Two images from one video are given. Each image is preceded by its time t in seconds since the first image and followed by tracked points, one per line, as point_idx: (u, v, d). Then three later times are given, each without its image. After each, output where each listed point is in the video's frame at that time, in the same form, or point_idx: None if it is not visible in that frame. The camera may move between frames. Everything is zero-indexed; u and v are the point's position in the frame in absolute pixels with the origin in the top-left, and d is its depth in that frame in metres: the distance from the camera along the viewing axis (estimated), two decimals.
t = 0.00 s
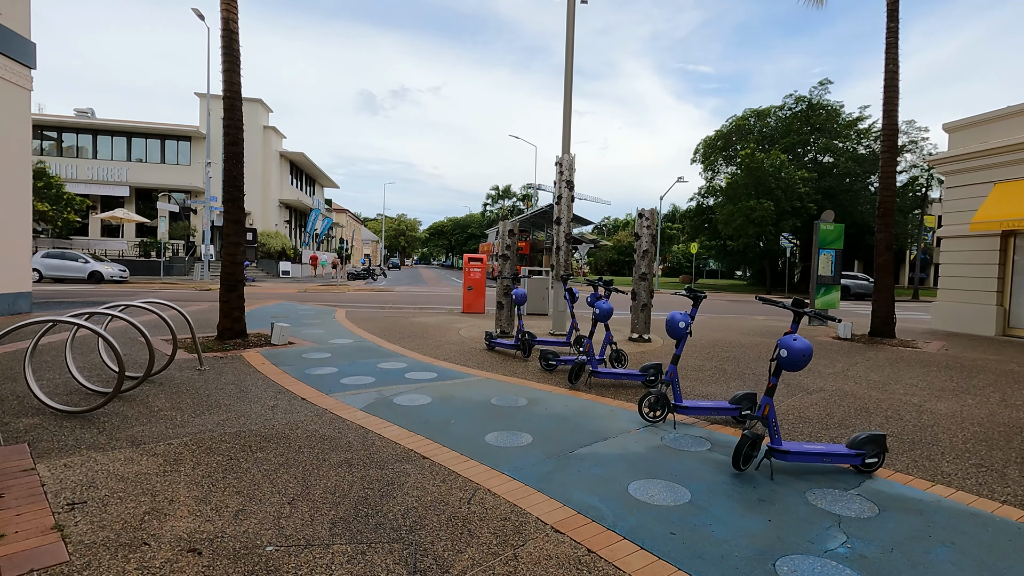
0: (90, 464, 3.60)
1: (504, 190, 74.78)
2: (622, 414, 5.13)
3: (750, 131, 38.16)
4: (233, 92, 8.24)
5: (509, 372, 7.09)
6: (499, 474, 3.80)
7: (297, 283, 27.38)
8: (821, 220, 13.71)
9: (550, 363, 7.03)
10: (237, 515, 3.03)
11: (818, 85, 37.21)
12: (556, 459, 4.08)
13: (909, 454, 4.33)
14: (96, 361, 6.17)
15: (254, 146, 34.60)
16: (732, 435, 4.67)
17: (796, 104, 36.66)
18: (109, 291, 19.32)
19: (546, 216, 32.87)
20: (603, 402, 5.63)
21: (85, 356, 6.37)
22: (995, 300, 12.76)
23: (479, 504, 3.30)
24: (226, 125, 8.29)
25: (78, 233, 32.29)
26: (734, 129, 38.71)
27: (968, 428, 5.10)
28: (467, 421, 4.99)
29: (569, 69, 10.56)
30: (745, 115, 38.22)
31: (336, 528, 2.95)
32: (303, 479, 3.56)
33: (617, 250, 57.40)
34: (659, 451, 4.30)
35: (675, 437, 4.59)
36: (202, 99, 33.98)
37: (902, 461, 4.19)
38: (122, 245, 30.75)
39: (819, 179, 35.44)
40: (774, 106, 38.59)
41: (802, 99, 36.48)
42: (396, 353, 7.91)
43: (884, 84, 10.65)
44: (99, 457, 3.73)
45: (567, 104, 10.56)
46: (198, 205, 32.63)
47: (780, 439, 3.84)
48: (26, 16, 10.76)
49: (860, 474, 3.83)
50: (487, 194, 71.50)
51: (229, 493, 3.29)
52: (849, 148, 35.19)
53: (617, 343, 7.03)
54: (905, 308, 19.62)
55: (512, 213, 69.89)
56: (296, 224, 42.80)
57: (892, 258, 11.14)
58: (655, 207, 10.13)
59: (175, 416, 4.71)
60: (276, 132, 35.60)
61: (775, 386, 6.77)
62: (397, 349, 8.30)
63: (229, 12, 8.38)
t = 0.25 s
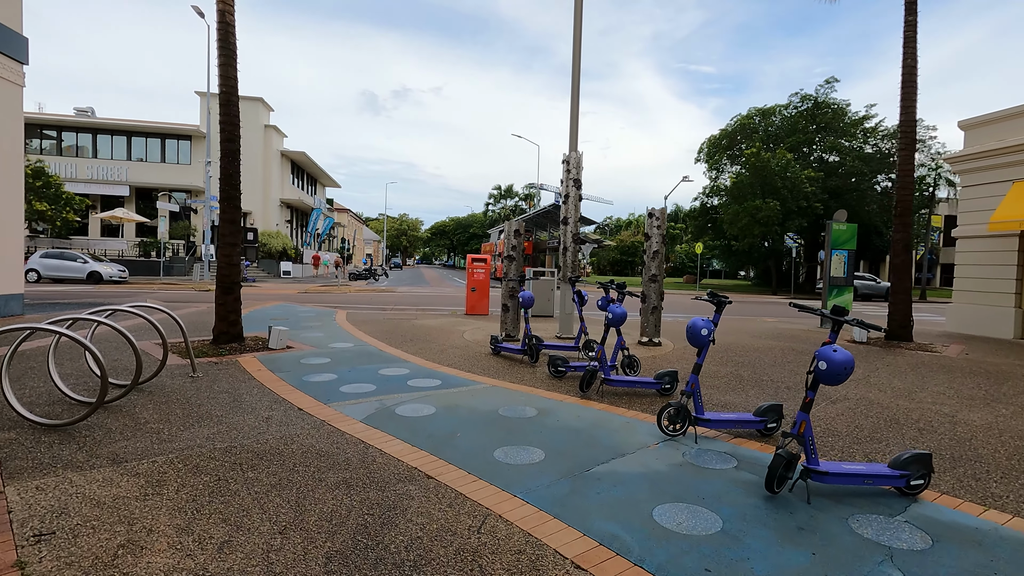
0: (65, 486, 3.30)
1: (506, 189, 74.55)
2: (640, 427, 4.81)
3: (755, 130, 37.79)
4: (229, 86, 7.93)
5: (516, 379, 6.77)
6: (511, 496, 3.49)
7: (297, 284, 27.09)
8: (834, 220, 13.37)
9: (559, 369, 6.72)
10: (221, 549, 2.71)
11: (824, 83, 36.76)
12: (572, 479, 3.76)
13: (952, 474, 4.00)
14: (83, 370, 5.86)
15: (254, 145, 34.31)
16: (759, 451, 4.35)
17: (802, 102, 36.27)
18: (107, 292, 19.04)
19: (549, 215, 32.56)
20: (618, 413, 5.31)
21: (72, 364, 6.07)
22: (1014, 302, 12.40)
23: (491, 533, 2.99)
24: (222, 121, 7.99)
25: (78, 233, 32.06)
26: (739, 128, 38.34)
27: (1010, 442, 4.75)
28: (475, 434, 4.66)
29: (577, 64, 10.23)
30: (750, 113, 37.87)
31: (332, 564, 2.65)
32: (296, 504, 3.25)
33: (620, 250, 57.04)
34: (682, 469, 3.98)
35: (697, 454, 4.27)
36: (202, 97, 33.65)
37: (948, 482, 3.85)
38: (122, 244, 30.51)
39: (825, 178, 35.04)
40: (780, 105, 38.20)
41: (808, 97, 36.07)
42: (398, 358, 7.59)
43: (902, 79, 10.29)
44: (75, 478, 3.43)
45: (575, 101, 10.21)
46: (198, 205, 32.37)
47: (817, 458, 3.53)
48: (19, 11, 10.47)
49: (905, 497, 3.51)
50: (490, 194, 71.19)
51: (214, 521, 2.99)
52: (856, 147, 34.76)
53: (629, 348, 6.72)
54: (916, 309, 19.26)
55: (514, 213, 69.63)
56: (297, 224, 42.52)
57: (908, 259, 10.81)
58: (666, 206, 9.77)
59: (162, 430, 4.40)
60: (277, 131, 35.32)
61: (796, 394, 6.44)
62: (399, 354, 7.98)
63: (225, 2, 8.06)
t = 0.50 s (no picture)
0: (30, 507, 2.98)
1: (508, 190, 74.25)
2: (659, 438, 4.48)
3: (759, 130, 37.47)
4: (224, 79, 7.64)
5: (523, 383, 6.46)
6: (523, 517, 3.16)
7: (298, 284, 26.80)
8: (846, 219, 13.04)
9: (568, 373, 6.41)
10: None
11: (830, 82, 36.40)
12: (589, 497, 3.43)
13: (1003, 490, 3.67)
14: (67, 376, 5.56)
15: (255, 144, 34.06)
16: (789, 465, 4.03)
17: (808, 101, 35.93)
18: (105, 292, 18.79)
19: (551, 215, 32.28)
20: (634, 421, 4.98)
21: (57, 369, 5.77)
22: None
23: (503, 564, 2.66)
24: (217, 115, 7.70)
25: (77, 233, 31.84)
26: (744, 127, 38.02)
27: None
28: (482, 445, 4.34)
29: (584, 58, 9.93)
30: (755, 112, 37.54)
31: None
32: (286, 527, 2.93)
33: (622, 250, 56.74)
34: (709, 485, 3.65)
35: (723, 468, 3.94)
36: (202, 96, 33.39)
37: (999, 500, 3.52)
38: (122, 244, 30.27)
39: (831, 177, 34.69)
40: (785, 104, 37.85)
41: (813, 96, 35.73)
42: (399, 362, 7.27)
43: (919, 72, 9.96)
44: (43, 498, 3.11)
45: (583, 95, 9.90)
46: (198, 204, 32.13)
47: (862, 477, 3.20)
48: (11, 3, 10.20)
49: (958, 519, 3.19)
50: (491, 193, 70.94)
51: (193, 549, 2.66)
52: (862, 146, 34.41)
53: (641, 352, 6.42)
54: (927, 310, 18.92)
55: (516, 214, 69.34)
56: (298, 224, 42.26)
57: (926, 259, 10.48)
58: (676, 204, 9.48)
59: (144, 441, 4.08)
60: (277, 130, 35.06)
61: (818, 400, 6.12)
62: (401, 358, 7.65)
63: None
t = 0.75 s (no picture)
0: None
1: (511, 191, 73.90)
2: (682, 459, 4.14)
3: (766, 130, 37.08)
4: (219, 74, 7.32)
5: (531, 395, 6.12)
6: (538, 555, 2.82)
7: (299, 286, 26.52)
8: (862, 220, 12.66)
9: (579, 384, 6.10)
10: None
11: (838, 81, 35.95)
12: (611, 529, 3.10)
13: None
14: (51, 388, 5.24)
15: (257, 145, 33.83)
16: (827, 490, 3.69)
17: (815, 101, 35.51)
18: (104, 294, 18.56)
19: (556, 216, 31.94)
20: (653, 438, 4.64)
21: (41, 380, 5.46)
22: None
23: None
24: (212, 112, 7.39)
25: (78, 234, 31.67)
26: (750, 128, 37.65)
27: None
28: (490, 466, 4.00)
29: (593, 54, 9.59)
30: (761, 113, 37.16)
31: None
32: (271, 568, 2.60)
33: (626, 251, 56.42)
34: (742, 515, 3.31)
35: (755, 494, 3.60)
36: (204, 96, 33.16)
37: None
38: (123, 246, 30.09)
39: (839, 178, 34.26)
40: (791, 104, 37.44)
41: (821, 96, 35.31)
42: (402, 370, 6.94)
43: (941, 68, 9.58)
44: (4, 532, 2.79)
45: (592, 92, 9.55)
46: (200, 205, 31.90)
47: (919, 511, 2.86)
48: None
49: None
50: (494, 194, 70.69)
51: None
52: (870, 147, 33.98)
53: (657, 361, 6.09)
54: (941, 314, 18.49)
55: (519, 215, 68.99)
56: (300, 226, 42.01)
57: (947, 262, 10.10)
58: (689, 205, 9.14)
59: (124, 463, 3.75)
60: (280, 131, 34.81)
61: (844, 412, 5.77)
62: (404, 366, 7.32)
63: None
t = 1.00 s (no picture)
0: None
1: (513, 194, 73.64)
2: (712, 477, 3.80)
3: (770, 133, 36.82)
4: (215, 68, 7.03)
5: (542, 403, 5.77)
6: None
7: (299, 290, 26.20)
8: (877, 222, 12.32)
9: (592, 393, 5.77)
10: None
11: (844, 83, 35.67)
12: (643, 560, 2.76)
13: None
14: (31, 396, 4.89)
15: (258, 147, 33.59)
16: (877, 512, 3.34)
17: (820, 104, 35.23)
18: (101, 298, 18.26)
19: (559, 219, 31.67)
20: (677, 453, 4.29)
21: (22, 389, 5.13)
22: None
23: None
24: (207, 107, 7.08)
25: (77, 237, 31.41)
26: (754, 130, 37.38)
27: None
28: (503, 485, 3.65)
29: (602, 49, 9.28)
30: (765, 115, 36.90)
31: None
32: None
33: (628, 255, 56.08)
34: (787, 542, 2.96)
35: (798, 517, 3.25)
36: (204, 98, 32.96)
37: None
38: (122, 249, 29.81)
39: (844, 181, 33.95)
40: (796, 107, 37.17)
41: (826, 98, 35.03)
42: (404, 378, 6.59)
43: (963, 64, 9.26)
44: None
45: (601, 89, 9.23)
46: (200, 208, 31.64)
47: (996, 542, 2.51)
48: None
49: None
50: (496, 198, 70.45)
51: None
52: (876, 149, 33.66)
53: (675, 368, 5.76)
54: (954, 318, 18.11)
55: (521, 219, 68.69)
56: (301, 229, 41.76)
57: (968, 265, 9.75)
58: (702, 204, 8.80)
59: (100, 482, 3.41)
60: (281, 133, 34.58)
61: (876, 422, 5.42)
62: (406, 372, 6.98)
63: None
